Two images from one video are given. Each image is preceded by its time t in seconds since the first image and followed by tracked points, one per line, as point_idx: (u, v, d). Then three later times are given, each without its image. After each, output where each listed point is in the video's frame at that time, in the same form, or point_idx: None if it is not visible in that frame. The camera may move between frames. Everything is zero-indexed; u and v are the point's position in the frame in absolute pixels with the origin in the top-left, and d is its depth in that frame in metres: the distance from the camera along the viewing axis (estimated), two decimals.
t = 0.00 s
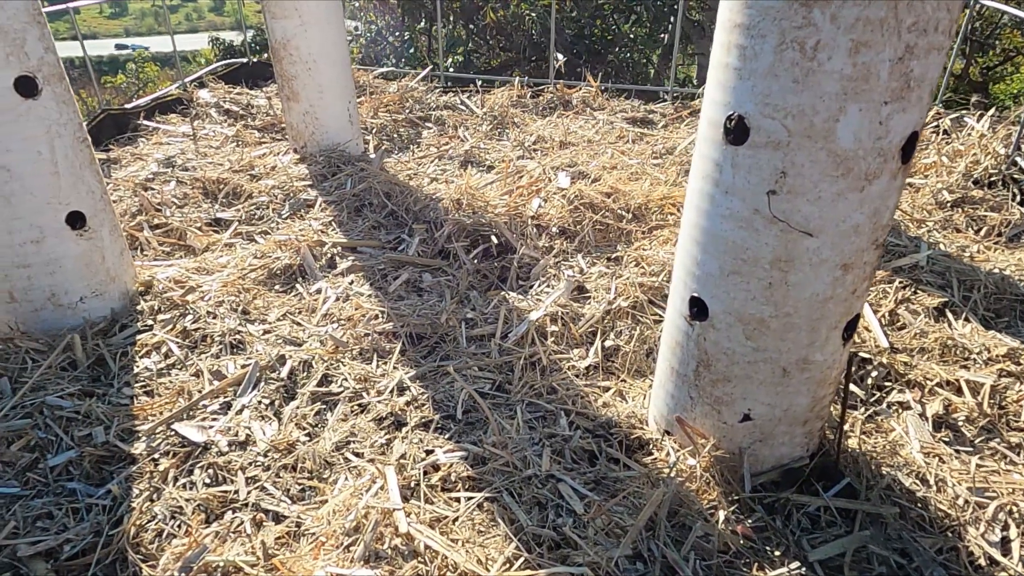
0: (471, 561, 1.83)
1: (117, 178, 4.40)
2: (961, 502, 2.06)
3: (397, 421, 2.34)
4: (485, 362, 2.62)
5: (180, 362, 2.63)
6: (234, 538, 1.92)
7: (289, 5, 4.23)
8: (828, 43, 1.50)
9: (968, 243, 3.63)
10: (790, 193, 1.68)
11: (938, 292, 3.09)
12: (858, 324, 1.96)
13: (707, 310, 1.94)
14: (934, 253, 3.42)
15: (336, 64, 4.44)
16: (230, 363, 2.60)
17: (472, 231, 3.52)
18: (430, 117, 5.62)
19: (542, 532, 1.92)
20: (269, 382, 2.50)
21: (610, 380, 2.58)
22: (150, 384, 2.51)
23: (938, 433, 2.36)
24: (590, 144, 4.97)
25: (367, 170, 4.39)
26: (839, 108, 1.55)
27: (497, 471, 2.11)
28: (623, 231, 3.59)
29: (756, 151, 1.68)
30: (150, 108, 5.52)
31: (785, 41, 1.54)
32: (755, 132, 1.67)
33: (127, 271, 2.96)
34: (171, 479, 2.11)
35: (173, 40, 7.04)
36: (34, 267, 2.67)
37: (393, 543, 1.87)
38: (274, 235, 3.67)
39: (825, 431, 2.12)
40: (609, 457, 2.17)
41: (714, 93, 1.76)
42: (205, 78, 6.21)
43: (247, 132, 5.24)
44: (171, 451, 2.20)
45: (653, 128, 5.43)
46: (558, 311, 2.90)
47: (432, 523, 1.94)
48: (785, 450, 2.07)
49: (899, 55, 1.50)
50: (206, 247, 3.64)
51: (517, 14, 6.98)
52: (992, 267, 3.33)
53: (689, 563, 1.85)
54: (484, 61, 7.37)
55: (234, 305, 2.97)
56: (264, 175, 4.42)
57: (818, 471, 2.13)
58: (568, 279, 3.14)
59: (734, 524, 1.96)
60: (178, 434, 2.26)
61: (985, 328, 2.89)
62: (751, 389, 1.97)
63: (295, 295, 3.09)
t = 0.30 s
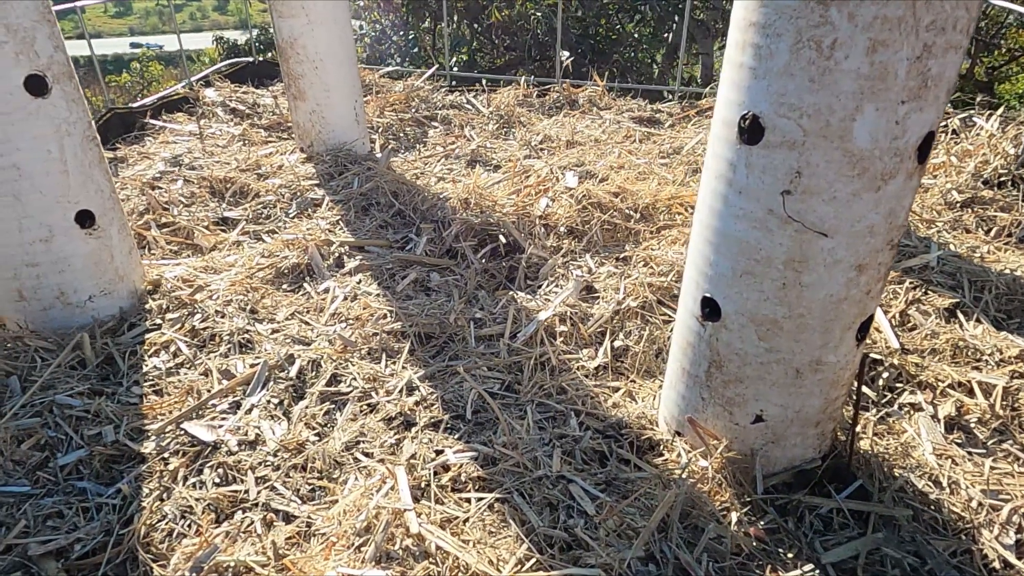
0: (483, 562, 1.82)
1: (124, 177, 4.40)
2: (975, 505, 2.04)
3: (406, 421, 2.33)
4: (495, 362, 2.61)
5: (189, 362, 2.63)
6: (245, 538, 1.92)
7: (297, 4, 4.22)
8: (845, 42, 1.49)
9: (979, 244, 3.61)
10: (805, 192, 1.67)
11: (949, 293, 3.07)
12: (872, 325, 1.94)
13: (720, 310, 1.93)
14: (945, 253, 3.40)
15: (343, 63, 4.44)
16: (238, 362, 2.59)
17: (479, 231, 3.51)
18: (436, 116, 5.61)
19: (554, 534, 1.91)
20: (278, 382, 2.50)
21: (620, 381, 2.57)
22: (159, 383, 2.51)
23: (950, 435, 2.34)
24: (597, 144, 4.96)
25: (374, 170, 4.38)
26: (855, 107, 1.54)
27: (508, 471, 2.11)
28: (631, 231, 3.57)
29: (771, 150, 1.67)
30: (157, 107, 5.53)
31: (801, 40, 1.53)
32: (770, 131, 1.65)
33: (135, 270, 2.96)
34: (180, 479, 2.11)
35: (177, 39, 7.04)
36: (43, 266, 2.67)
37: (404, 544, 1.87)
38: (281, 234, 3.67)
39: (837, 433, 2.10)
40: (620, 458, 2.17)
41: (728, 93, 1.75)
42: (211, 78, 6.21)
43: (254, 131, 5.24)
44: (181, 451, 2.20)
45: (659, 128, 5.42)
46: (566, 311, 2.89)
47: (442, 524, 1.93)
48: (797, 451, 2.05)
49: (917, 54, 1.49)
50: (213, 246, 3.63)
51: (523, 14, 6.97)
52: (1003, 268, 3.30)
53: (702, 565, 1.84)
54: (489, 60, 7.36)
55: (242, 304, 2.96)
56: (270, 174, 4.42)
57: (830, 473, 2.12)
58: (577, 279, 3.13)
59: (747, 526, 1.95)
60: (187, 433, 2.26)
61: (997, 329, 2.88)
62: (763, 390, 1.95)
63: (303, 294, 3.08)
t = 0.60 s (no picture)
0: (495, 563, 1.82)
1: (131, 176, 4.40)
2: (988, 508, 2.03)
3: (416, 421, 2.32)
4: (504, 362, 2.60)
5: (198, 361, 2.62)
6: (255, 538, 1.92)
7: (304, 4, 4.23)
8: (862, 41, 1.48)
9: (989, 245, 3.59)
10: (821, 193, 1.66)
11: (960, 294, 3.05)
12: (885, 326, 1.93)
13: (732, 311, 1.92)
14: (956, 254, 3.38)
15: (350, 63, 4.44)
16: (247, 362, 2.59)
17: (487, 231, 3.51)
18: (442, 116, 5.61)
19: (566, 535, 1.90)
20: (287, 381, 2.49)
21: (630, 381, 2.56)
22: (168, 382, 2.51)
23: (962, 437, 2.33)
24: (604, 144, 4.95)
25: (381, 169, 4.38)
26: (872, 107, 1.53)
27: (518, 472, 2.10)
28: (639, 231, 3.56)
29: (786, 150, 1.66)
30: (163, 106, 5.53)
31: (817, 40, 1.52)
32: (785, 131, 1.64)
33: (144, 269, 2.96)
34: (190, 478, 2.10)
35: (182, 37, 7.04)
36: (52, 265, 2.67)
37: (415, 544, 1.86)
38: (288, 233, 3.66)
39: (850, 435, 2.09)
40: (631, 459, 2.16)
41: (742, 92, 1.74)
42: (217, 77, 6.21)
43: (260, 130, 5.25)
44: (190, 451, 2.19)
45: (666, 128, 5.40)
46: (575, 311, 2.88)
47: (453, 525, 1.93)
48: (810, 453, 2.04)
49: (935, 54, 1.48)
50: (220, 245, 3.63)
51: (528, 13, 6.95)
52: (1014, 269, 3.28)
53: (715, 567, 1.84)
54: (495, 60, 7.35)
55: (250, 304, 2.96)
56: (277, 173, 4.41)
57: (842, 475, 2.11)
58: (585, 279, 3.12)
59: (759, 528, 1.94)
60: (197, 433, 2.26)
61: (1008, 331, 2.86)
62: (776, 391, 1.94)
63: (311, 294, 3.08)
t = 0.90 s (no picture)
0: (507, 565, 1.81)
1: (139, 175, 4.40)
2: (1002, 511, 2.02)
3: (426, 421, 2.32)
4: (514, 363, 2.60)
5: (208, 361, 2.62)
6: (267, 538, 1.91)
7: (311, 3, 4.22)
8: (880, 41, 1.47)
9: (999, 246, 3.57)
10: (837, 193, 1.64)
11: (971, 295, 3.03)
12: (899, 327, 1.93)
13: (746, 312, 1.91)
14: (966, 254, 3.36)
15: (357, 63, 4.43)
16: (257, 362, 2.59)
17: (496, 231, 3.50)
18: (448, 115, 5.60)
19: (578, 537, 1.90)
20: (297, 381, 2.49)
21: (640, 382, 2.56)
22: (178, 382, 2.51)
23: (975, 439, 2.32)
24: (612, 144, 4.93)
25: (389, 169, 4.38)
26: (890, 107, 1.52)
27: (529, 473, 2.09)
28: (647, 231, 3.55)
29: (802, 151, 1.65)
30: (170, 105, 5.53)
31: (834, 40, 1.51)
32: (801, 132, 1.63)
33: (153, 269, 2.96)
34: (201, 478, 2.10)
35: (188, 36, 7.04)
36: (62, 265, 2.67)
37: (427, 546, 1.86)
38: (296, 233, 3.66)
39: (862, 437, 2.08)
40: (642, 460, 2.15)
41: (756, 93, 1.72)
42: (224, 76, 6.21)
43: (267, 129, 5.25)
44: (201, 450, 2.19)
45: (673, 128, 5.39)
46: (585, 312, 2.87)
47: (465, 526, 1.92)
48: (822, 455, 2.03)
49: (953, 54, 1.47)
50: (228, 245, 3.63)
51: (534, 12, 6.94)
52: None
53: (728, 570, 1.83)
54: (500, 59, 7.34)
55: (259, 303, 2.96)
56: (284, 173, 4.41)
57: (854, 477, 2.10)
58: (594, 279, 3.11)
59: (772, 531, 1.93)
60: (207, 433, 2.25)
61: (1020, 332, 2.84)
62: (789, 393, 1.94)
63: (320, 293, 3.08)
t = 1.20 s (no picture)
0: (519, 566, 1.81)
1: (147, 174, 4.41)
2: (1017, 514, 2.00)
3: (436, 422, 2.31)
4: (524, 363, 2.59)
5: (217, 360, 2.62)
6: (278, 539, 1.91)
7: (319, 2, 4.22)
8: (899, 41, 1.46)
9: (1010, 247, 3.55)
10: (853, 194, 1.63)
11: (983, 297, 3.01)
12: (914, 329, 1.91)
13: (759, 313, 1.90)
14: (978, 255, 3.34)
15: (364, 62, 4.43)
16: (267, 361, 2.58)
17: (504, 231, 3.49)
18: (455, 115, 5.60)
19: (591, 538, 1.89)
20: (307, 381, 2.49)
21: (650, 383, 2.55)
22: (188, 381, 2.51)
23: (988, 442, 2.30)
24: (619, 144, 4.92)
25: (396, 168, 4.37)
26: (908, 108, 1.51)
27: (541, 475, 2.09)
28: (656, 232, 3.54)
29: (818, 152, 1.64)
30: (177, 104, 5.53)
31: (852, 40, 1.50)
32: (817, 132, 1.62)
33: (162, 268, 2.96)
34: (212, 478, 2.10)
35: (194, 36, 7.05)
36: (72, 264, 2.67)
37: (440, 547, 1.85)
38: (305, 233, 3.66)
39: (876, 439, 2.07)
40: (654, 462, 2.14)
41: (771, 93, 1.71)
42: (230, 75, 6.21)
43: (274, 128, 5.25)
44: (212, 450, 2.19)
45: (681, 127, 5.37)
46: (595, 312, 2.86)
47: (477, 527, 1.92)
48: (835, 457, 2.02)
49: (973, 54, 1.46)
50: (237, 244, 3.63)
51: (540, 12, 6.93)
52: None
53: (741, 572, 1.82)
54: (506, 59, 7.33)
55: (269, 303, 2.95)
56: (292, 172, 4.41)
57: (868, 480, 2.09)
58: (604, 280, 3.11)
59: (786, 533, 1.92)
60: (218, 433, 2.25)
61: None
62: (803, 395, 1.93)
63: (329, 293, 3.07)
